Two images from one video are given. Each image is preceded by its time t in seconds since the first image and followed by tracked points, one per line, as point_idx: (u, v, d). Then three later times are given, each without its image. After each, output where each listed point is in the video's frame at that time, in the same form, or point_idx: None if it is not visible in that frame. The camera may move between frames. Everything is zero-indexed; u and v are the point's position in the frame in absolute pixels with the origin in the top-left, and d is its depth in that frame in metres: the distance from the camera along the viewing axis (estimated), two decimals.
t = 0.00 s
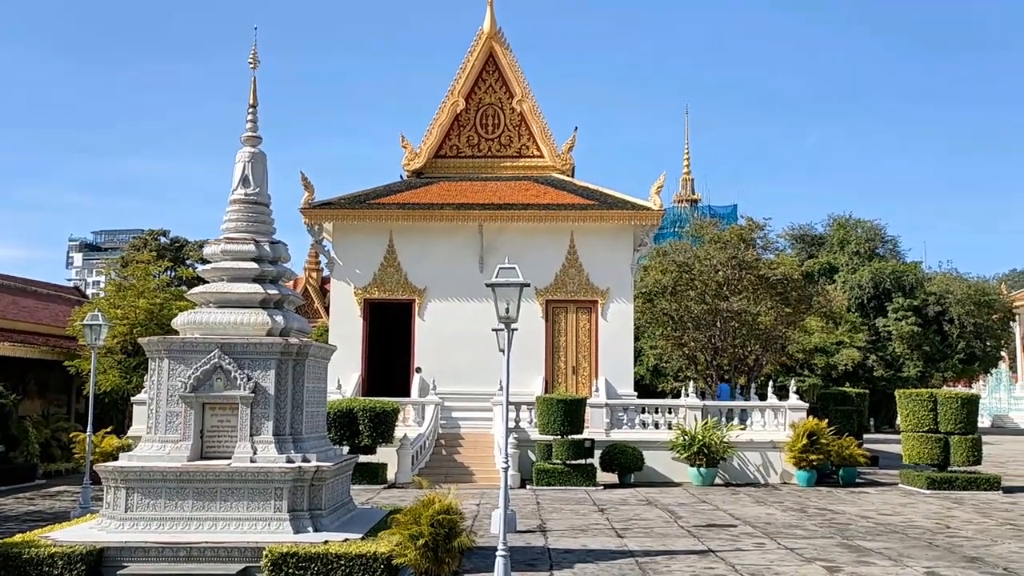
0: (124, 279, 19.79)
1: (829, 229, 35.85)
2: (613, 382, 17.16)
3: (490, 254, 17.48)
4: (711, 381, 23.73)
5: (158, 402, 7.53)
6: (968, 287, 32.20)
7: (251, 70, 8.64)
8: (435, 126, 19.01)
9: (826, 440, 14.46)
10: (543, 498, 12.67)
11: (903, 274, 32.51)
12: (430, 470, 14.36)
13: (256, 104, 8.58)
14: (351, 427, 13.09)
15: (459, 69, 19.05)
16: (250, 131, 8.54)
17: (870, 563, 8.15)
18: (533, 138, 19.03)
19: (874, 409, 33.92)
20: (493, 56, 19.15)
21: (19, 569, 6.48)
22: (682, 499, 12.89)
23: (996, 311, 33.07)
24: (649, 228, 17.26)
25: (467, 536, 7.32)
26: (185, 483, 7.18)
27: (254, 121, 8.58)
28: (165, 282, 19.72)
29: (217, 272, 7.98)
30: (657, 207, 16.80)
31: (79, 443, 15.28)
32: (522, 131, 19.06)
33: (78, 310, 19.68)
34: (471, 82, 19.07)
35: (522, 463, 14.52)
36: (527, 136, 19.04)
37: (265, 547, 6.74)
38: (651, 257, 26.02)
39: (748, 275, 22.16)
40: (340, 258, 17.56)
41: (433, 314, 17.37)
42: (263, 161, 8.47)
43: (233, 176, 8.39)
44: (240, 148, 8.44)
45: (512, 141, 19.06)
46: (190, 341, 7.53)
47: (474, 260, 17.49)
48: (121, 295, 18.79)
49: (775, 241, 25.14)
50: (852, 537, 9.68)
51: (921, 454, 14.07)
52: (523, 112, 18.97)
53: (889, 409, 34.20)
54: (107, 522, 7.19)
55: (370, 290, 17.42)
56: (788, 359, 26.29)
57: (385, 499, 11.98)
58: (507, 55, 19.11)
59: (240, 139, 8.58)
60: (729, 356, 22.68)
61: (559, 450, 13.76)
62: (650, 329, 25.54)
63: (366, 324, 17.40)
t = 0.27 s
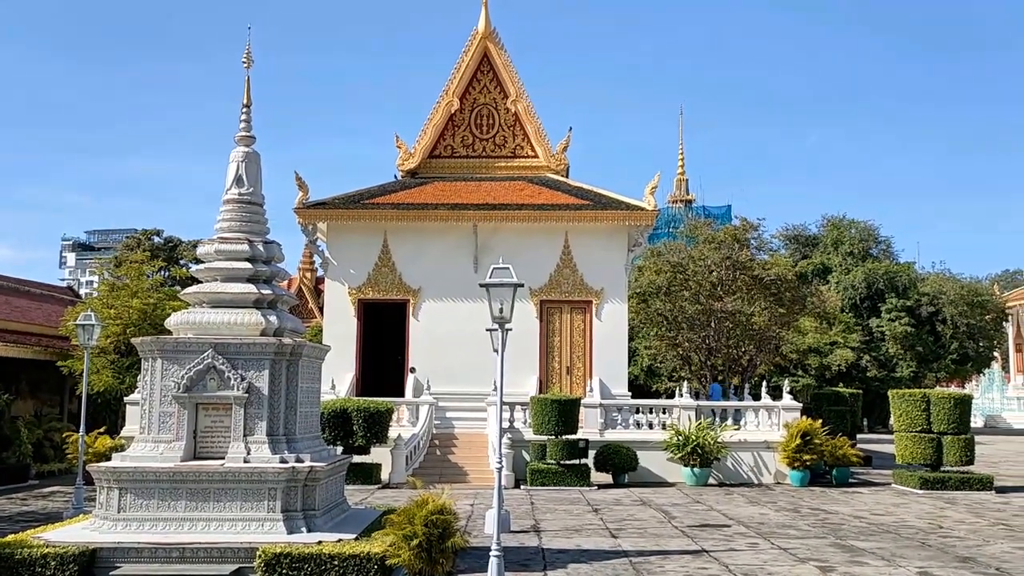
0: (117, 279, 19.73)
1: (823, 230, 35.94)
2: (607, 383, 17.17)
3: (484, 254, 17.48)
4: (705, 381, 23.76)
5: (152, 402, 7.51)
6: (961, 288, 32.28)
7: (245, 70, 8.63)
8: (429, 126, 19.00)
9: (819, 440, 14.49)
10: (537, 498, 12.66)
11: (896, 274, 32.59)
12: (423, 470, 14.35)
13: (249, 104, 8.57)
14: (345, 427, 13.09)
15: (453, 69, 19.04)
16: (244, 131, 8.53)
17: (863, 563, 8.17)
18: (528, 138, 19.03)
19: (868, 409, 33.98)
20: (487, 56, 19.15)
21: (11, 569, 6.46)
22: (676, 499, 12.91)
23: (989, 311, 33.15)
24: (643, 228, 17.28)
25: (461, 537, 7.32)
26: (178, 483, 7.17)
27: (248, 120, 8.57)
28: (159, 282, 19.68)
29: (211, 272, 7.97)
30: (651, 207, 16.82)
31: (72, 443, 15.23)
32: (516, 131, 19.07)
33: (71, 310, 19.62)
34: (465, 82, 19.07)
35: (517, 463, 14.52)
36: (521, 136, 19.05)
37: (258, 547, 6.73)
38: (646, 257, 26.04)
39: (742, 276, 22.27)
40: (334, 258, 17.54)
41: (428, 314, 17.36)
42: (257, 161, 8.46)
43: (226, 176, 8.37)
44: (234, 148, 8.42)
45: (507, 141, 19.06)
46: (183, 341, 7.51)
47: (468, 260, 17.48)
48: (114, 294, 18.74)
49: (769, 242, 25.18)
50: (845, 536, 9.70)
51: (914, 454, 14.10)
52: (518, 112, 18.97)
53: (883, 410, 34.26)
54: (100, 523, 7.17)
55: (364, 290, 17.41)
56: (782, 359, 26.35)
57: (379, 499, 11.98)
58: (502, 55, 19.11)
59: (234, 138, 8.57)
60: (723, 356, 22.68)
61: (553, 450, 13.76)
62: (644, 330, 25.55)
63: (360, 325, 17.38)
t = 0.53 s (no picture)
0: (108, 279, 19.66)
1: (815, 230, 36.07)
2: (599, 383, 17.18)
3: (477, 254, 17.48)
4: (697, 381, 23.80)
5: (142, 402, 7.49)
6: (951, 288, 32.41)
7: (237, 69, 8.61)
8: (421, 126, 18.98)
9: (810, 440, 14.53)
10: (528, 498, 12.65)
11: (887, 275, 32.72)
12: (415, 470, 14.34)
13: (241, 103, 8.55)
14: (336, 427, 13.07)
15: (446, 69, 19.03)
16: (236, 130, 8.51)
17: (854, 562, 8.20)
18: (520, 138, 19.03)
19: (859, 409, 34.07)
20: (480, 56, 19.15)
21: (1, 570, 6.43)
22: (668, 499, 12.93)
23: (979, 312, 33.28)
24: (635, 228, 17.30)
25: (452, 537, 7.32)
26: (169, 483, 7.15)
27: (239, 120, 8.55)
28: (150, 281, 19.61)
29: (202, 272, 7.95)
30: (643, 207, 16.84)
31: (63, 443, 15.16)
32: (508, 131, 19.07)
33: (61, 309, 19.53)
34: (458, 82, 19.06)
35: (509, 463, 14.52)
36: (514, 136, 19.05)
37: (249, 548, 6.72)
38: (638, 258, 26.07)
39: (734, 276, 22.27)
40: (326, 258, 17.52)
41: (420, 314, 17.35)
42: (248, 160, 8.44)
43: (218, 175, 8.35)
44: (226, 147, 8.40)
45: (499, 141, 19.06)
46: (174, 341, 7.49)
47: (460, 260, 17.47)
48: (105, 294, 18.66)
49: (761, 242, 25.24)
50: (836, 536, 9.73)
51: (905, 454, 14.15)
52: (510, 112, 18.97)
53: (874, 410, 34.36)
54: (90, 523, 7.14)
55: (356, 290, 17.39)
56: (773, 360, 26.40)
57: (371, 499, 11.96)
58: (494, 55, 19.11)
59: (225, 138, 8.55)
60: (715, 356, 22.72)
61: (545, 450, 13.76)
62: (636, 330, 25.57)
63: (352, 325, 17.36)
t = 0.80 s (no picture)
0: (96, 278, 19.56)
1: (804, 231, 36.26)
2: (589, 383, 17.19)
3: (467, 255, 17.47)
4: (687, 382, 23.85)
5: (129, 402, 7.45)
6: (939, 289, 32.57)
7: (226, 68, 8.58)
8: (411, 125, 18.96)
9: (799, 440, 14.58)
10: (518, 498, 12.65)
11: (875, 275, 32.89)
12: (404, 470, 14.32)
13: (230, 103, 8.53)
14: (325, 427, 13.03)
15: (436, 68, 19.01)
16: (224, 130, 8.48)
17: (842, 562, 8.22)
18: (510, 139, 19.03)
19: (847, 409, 34.18)
20: (470, 56, 19.13)
21: None
22: (657, 499, 12.95)
23: (966, 312, 33.42)
24: (625, 228, 17.32)
25: (441, 537, 7.31)
26: (157, 484, 7.12)
27: (228, 119, 8.52)
28: (138, 281, 19.52)
29: (190, 272, 7.92)
30: (633, 208, 16.86)
31: (50, 443, 15.06)
32: (498, 131, 19.06)
33: (49, 309, 19.42)
34: (448, 82, 19.04)
35: (498, 463, 14.52)
36: (504, 137, 19.05)
37: (237, 548, 6.69)
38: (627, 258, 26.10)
39: (724, 276, 22.38)
40: (315, 258, 17.48)
41: (409, 314, 17.33)
42: (237, 159, 8.41)
43: (206, 174, 8.32)
44: (214, 147, 8.37)
45: (489, 142, 19.05)
46: (162, 341, 7.45)
47: (450, 261, 17.46)
48: (92, 294, 18.57)
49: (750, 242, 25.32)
50: (824, 535, 9.76)
51: (892, 454, 14.20)
52: (500, 112, 18.97)
53: (862, 410, 34.48)
54: (76, 524, 7.11)
55: (346, 290, 17.36)
56: (762, 360, 26.47)
57: (360, 500, 11.94)
58: (485, 56, 19.10)
59: (214, 137, 8.52)
60: (704, 356, 22.76)
61: (535, 450, 13.76)
62: (625, 330, 25.58)
63: (341, 325, 17.32)
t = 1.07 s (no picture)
0: (80, 278, 19.44)
1: (790, 231, 36.51)
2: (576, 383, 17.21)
3: (454, 255, 17.45)
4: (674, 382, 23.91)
5: (114, 402, 7.41)
6: (924, 289, 32.76)
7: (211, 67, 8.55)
8: (398, 125, 18.92)
9: (785, 440, 14.63)
10: (504, 499, 12.65)
11: (861, 276, 33.07)
12: (391, 471, 14.30)
13: (215, 101, 8.49)
14: (312, 428, 12.98)
15: (423, 68, 18.99)
16: (210, 129, 8.44)
17: (827, 562, 8.25)
18: (497, 139, 19.03)
19: (833, 409, 34.32)
20: (458, 56, 19.12)
21: None
22: (644, 499, 12.97)
23: (951, 313, 33.53)
24: (612, 229, 17.35)
25: (428, 538, 7.30)
26: (141, 484, 7.08)
27: (213, 118, 8.48)
28: (123, 281, 19.41)
29: (175, 271, 7.88)
30: (620, 208, 16.88)
31: (33, 444, 14.96)
32: (486, 131, 19.06)
33: (32, 309, 19.28)
34: (435, 82, 19.02)
35: (485, 464, 14.51)
36: (491, 137, 19.04)
37: (223, 549, 6.67)
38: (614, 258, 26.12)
39: (711, 277, 22.39)
40: (302, 257, 17.43)
41: (396, 315, 17.30)
42: (222, 158, 8.38)
43: (191, 173, 8.28)
44: (199, 146, 8.33)
45: (476, 142, 19.05)
46: (147, 340, 7.41)
47: (437, 261, 17.44)
48: (77, 293, 18.46)
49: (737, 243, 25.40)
50: (809, 535, 9.80)
51: (877, 454, 14.27)
52: (488, 112, 18.96)
53: (848, 410, 34.62)
54: (60, 525, 7.06)
55: (333, 290, 17.32)
56: (749, 361, 26.56)
57: (346, 500, 11.90)
58: (472, 56, 19.08)
59: (199, 136, 8.48)
60: (691, 357, 22.82)
61: (521, 450, 13.76)
62: (612, 331, 25.59)
63: (328, 324, 17.28)
